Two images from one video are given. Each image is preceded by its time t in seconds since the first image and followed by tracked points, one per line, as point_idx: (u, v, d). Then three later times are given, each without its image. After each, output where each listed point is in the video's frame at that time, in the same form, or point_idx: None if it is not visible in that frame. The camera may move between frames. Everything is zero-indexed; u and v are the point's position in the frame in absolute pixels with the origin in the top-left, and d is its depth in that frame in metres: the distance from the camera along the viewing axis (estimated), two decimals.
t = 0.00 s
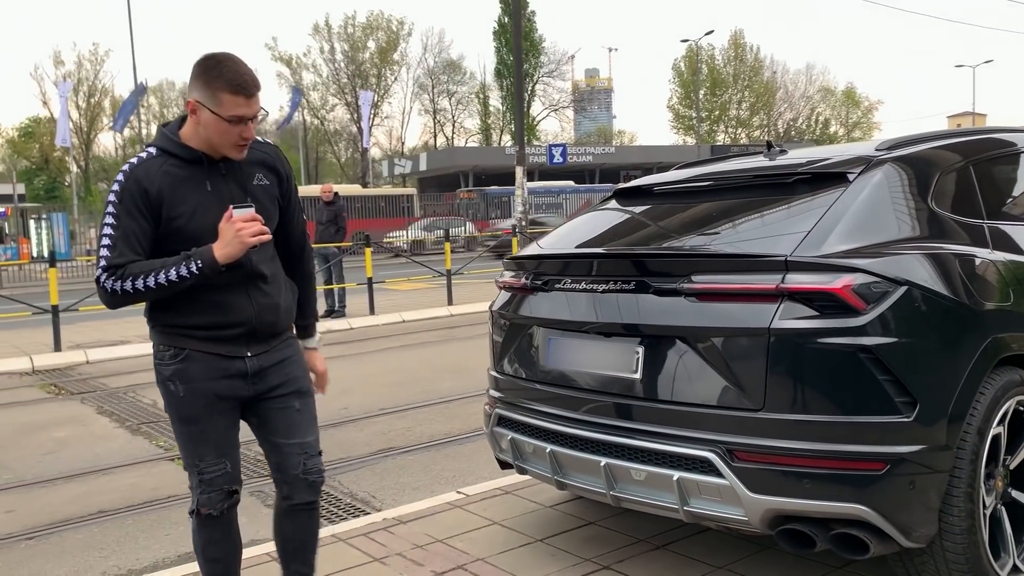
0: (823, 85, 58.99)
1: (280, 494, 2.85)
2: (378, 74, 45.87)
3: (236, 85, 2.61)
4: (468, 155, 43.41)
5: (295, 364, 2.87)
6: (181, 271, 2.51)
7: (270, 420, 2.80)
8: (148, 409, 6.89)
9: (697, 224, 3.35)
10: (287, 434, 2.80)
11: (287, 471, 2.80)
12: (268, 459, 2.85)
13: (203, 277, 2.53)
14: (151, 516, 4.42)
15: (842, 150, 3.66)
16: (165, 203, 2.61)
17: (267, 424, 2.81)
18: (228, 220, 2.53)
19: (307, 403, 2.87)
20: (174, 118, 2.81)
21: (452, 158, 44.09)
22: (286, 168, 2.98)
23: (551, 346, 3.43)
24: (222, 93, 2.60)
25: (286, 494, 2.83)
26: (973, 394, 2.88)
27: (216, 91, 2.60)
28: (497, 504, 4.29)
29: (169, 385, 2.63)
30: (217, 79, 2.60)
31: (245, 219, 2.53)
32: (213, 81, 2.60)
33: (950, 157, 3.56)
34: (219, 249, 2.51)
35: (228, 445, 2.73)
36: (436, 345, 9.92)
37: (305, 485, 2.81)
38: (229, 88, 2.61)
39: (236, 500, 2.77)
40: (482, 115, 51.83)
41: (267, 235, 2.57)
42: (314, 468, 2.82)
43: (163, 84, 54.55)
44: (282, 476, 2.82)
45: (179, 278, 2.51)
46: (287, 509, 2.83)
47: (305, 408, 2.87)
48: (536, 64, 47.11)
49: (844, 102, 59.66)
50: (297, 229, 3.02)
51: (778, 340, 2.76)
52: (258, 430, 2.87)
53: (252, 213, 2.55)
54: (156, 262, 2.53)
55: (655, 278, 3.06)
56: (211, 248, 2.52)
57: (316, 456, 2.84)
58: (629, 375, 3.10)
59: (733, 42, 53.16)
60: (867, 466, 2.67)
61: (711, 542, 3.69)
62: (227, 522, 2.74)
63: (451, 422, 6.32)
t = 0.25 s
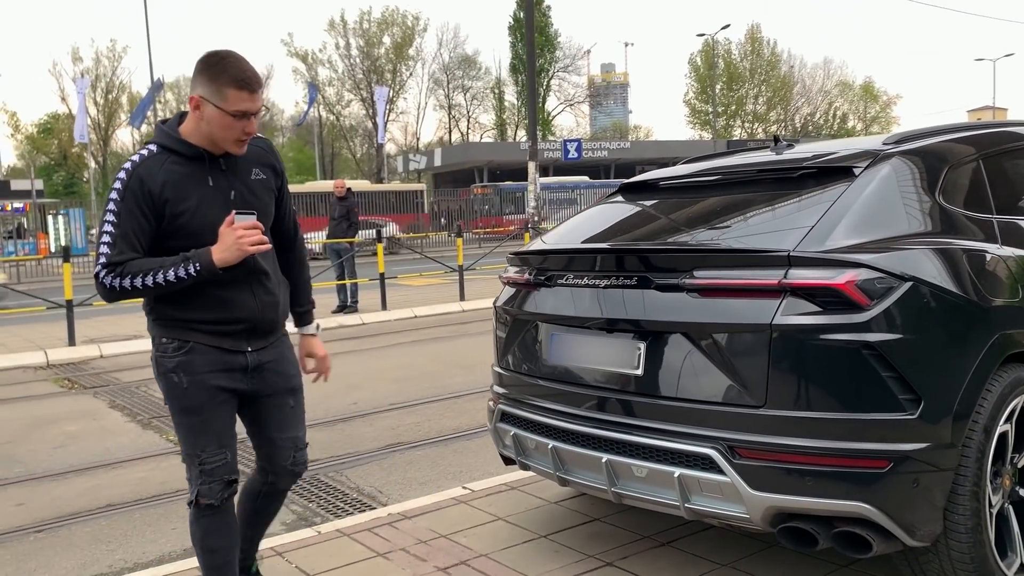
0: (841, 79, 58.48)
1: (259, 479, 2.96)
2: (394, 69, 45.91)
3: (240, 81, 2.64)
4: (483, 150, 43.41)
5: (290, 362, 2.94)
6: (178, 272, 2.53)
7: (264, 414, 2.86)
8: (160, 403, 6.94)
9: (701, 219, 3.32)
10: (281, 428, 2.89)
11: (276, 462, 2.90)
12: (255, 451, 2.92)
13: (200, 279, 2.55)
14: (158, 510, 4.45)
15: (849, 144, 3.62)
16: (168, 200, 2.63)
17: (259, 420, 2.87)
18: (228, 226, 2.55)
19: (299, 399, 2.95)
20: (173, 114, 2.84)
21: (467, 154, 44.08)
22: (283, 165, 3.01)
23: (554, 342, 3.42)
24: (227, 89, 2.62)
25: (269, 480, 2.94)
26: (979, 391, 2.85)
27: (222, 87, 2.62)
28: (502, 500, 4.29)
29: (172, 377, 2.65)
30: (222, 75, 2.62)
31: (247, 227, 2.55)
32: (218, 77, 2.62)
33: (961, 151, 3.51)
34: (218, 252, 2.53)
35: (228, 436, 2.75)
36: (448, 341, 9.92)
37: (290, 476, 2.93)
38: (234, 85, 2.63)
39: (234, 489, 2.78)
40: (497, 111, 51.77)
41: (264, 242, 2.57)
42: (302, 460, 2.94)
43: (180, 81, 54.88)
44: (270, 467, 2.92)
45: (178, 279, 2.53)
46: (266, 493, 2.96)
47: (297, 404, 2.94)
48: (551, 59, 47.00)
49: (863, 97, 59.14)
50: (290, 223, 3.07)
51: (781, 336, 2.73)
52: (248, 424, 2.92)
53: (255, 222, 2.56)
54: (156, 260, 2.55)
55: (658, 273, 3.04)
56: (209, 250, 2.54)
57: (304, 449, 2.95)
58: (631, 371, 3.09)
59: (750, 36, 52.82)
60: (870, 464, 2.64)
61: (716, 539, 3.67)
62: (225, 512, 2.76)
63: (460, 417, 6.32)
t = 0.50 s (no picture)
0: (854, 73, 58.07)
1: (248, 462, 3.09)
2: (404, 64, 45.88)
3: (269, 84, 2.80)
4: (493, 145, 43.34)
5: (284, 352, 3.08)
6: (199, 251, 2.61)
7: (260, 401, 3.00)
8: (166, 397, 6.97)
9: (703, 213, 3.29)
10: (273, 413, 3.04)
11: (265, 444, 3.07)
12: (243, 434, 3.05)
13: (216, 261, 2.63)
14: (162, 503, 4.47)
15: (853, 137, 3.59)
16: (185, 188, 2.73)
17: (254, 404, 3.00)
18: (245, 211, 2.68)
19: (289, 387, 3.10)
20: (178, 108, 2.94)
21: (477, 149, 44.05)
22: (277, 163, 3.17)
23: (555, 337, 3.40)
24: (258, 91, 2.78)
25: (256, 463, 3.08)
26: (982, 387, 2.82)
27: (253, 89, 2.77)
28: (504, 495, 4.29)
29: (187, 363, 2.72)
30: (252, 78, 2.77)
31: (264, 212, 2.69)
32: (249, 79, 2.76)
33: (967, 143, 3.47)
34: (233, 234, 2.64)
35: (235, 424, 2.83)
36: (456, 335, 9.92)
37: (277, 456, 3.10)
38: (264, 87, 2.79)
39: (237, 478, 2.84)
40: (508, 105, 51.67)
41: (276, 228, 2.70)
42: (287, 441, 3.11)
43: (191, 76, 55.06)
44: (257, 448, 3.07)
45: (196, 259, 2.61)
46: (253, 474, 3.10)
47: (287, 392, 3.09)
48: (562, 53, 46.86)
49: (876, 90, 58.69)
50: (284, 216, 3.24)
51: (781, 332, 2.71)
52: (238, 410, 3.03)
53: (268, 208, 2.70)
54: (175, 240, 2.62)
55: (657, 268, 3.02)
56: (226, 232, 2.65)
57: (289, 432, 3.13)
58: (630, 366, 3.07)
59: (761, 30, 52.52)
60: (871, 460, 2.61)
61: (718, 535, 3.66)
62: (227, 502, 2.81)
63: (465, 412, 6.32)
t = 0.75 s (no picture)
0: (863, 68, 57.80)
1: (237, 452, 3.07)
2: (410, 59, 45.86)
3: (276, 89, 2.83)
4: (500, 140, 43.30)
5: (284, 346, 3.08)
6: (216, 223, 2.60)
7: (256, 392, 3.00)
8: (170, 392, 6.99)
9: (701, 208, 3.27)
10: (265, 404, 3.03)
11: (250, 433, 3.03)
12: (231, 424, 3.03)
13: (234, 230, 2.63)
14: (164, 498, 4.48)
15: (855, 131, 3.56)
16: (198, 181, 2.76)
17: (253, 397, 3.00)
18: (253, 180, 2.69)
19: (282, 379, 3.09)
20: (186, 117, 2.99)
21: (484, 144, 44.00)
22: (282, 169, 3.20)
23: (553, 332, 3.39)
24: (264, 95, 2.81)
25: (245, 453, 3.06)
26: (982, 383, 2.79)
27: (259, 92, 2.80)
28: (504, 491, 4.28)
29: (193, 352, 2.74)
30: (259, 82, 2.80)
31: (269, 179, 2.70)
32: (256, 83, 2.79)
33: (970, 137, 3.43)
34: (248, 199, 2.64)
35: (239, 411, 2.83)
36: (460, 331, 9.93)
37: (262, 445, 3.07)
38: (270, 91, 2.82)
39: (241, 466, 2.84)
40: (515, 101, 51.61)
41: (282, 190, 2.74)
42: (273, 431, 3.09)
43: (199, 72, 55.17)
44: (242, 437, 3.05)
45: (215, 231, 2.60)
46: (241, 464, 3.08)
47: (281, 383, 3.08)
48: (569, 48, 46.76)
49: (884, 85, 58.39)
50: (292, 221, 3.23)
51: (779, 327, 2.69)
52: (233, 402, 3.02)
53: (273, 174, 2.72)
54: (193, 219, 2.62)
55: (654, 263, 3.00)
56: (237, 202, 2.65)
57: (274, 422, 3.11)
58: (627, 361, 3.06)
59: (769, 25, 52.32)
60: (869, 457, 2.60)
61: (718, 532, 3.64)
62: (231, 490, 2.81)
63: (468, 407, 6.32)
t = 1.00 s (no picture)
0: (871, 65, 57.55)
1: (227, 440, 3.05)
2: (417, 56, 45.85)
3: (281, 87, 2.82)
4: (506, 137, 43.27)
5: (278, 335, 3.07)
6: (208, 218, 2.62)
7: (249, 379, 2.98)
8: (172, 387, 7.00)
9: (701, 205, 3.25)
10: (258, 392, 3.02)
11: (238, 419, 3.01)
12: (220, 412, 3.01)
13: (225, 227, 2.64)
14: (164, 494, 4.48)
15: (857, 127, 3.53)
16: (198, 172, 2.74)
17: (246, 384, 2.99)
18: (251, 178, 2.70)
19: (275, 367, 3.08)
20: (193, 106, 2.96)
21: (490, 141, 43.97)
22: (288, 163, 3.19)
23: (551, 329, 3.38)
24: (269, 93, 2.80)
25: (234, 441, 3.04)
26: (983, 383, 2.77)
27: (265, 90, 2.79)
28: (503, 488, 4.27)
29: (187, 336, 2.73)
30: (265, 80, 2.79)
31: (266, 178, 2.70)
32: (263, 81, 2.78)
33: (973, 134, 3.40)
34: (241, 199, 2.65)
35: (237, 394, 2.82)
36: (464, 327, 9.92)
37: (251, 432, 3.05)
38: (276, 89, 2.81)
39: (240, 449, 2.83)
40: (521, 97, 51.56)
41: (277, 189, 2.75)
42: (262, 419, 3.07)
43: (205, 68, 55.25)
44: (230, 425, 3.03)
45: (206, 226, 2.61)
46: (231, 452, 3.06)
47: (275, 371, 3.07)
48: (575, 45, 46.69)
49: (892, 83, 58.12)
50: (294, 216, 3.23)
51: (779, 325, 2.67)
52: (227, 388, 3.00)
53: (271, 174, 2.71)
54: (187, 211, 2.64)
55: (653, 259, 2.98)
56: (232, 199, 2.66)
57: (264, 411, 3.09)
58: (625, 359, 3.04)
59: (777, 21, 52.14)
60: (868, 456, 2.58)
61: (717, 531, 3.62)
62: (230, 473, 2.80)
63: (469, 404, 6.31)
